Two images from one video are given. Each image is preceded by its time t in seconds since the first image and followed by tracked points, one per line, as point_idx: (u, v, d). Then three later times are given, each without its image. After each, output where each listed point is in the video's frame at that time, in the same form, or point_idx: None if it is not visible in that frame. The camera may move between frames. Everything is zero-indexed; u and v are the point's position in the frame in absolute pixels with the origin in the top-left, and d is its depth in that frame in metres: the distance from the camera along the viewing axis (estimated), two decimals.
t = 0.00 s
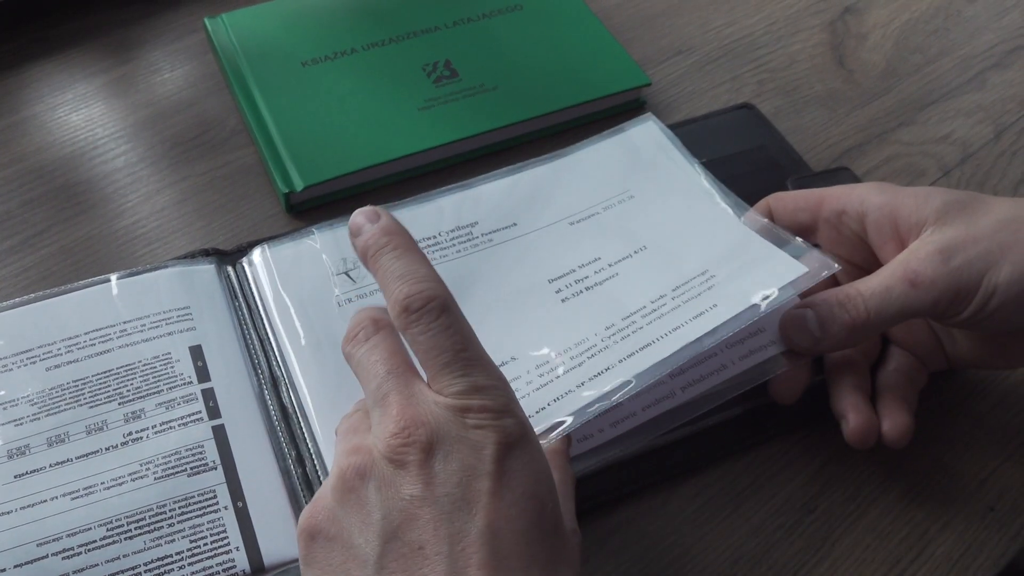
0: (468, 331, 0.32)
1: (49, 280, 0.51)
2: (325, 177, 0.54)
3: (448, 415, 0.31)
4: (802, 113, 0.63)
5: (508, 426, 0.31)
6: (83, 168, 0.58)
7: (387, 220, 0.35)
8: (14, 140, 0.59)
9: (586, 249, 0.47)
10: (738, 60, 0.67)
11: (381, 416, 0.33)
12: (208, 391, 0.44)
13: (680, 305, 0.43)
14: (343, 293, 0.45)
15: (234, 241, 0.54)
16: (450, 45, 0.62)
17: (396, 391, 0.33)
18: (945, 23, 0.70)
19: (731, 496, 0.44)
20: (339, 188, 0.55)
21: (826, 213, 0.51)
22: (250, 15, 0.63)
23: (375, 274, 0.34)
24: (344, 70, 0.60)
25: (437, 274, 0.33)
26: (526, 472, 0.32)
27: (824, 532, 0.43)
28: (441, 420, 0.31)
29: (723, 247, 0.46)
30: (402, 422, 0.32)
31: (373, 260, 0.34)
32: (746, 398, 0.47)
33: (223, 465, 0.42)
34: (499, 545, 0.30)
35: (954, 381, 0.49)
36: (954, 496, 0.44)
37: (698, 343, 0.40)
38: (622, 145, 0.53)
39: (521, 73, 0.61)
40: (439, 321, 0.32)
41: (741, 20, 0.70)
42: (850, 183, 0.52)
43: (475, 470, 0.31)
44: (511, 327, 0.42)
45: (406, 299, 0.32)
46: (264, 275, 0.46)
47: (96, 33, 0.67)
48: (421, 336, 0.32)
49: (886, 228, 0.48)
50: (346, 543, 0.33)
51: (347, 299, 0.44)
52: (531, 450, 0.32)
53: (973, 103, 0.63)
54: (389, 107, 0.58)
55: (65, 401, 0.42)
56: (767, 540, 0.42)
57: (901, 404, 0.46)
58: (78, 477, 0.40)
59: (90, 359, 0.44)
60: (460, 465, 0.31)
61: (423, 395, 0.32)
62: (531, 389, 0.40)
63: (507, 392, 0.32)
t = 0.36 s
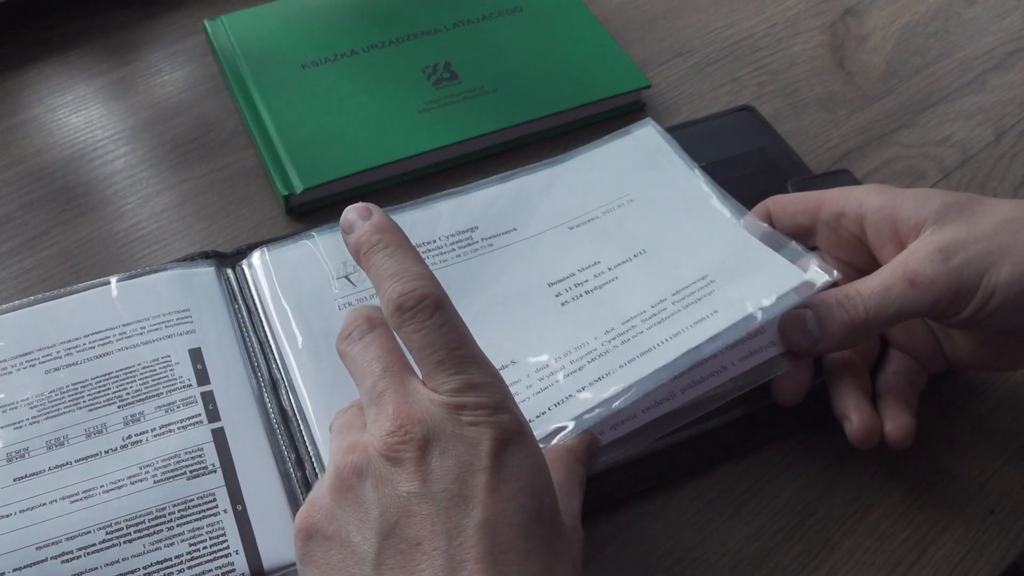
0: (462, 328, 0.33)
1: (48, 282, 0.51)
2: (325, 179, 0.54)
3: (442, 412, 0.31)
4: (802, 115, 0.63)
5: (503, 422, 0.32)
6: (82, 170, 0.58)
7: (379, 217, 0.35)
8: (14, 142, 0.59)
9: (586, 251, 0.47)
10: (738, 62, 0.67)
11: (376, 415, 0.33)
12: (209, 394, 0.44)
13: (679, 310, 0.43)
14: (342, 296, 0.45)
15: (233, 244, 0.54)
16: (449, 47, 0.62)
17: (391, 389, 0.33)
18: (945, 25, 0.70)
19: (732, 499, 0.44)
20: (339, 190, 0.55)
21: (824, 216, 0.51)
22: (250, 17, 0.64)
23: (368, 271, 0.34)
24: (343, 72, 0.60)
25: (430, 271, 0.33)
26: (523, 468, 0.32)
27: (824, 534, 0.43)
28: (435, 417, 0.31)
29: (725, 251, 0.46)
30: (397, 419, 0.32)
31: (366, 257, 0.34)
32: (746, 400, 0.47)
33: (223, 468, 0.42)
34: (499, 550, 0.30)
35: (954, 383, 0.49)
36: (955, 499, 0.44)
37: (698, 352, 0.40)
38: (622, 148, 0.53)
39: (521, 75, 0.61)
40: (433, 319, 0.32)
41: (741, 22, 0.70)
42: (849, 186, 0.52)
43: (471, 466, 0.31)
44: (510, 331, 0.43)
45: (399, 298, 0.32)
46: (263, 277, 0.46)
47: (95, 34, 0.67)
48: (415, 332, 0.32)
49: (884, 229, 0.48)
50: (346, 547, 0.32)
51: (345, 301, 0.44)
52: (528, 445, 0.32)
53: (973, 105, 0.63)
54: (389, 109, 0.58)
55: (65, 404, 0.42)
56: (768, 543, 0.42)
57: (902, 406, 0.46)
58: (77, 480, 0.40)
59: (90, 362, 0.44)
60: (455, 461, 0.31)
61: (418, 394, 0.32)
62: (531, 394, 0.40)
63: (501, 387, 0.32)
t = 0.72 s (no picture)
0: (435, 362, 0.31)
1: (46, 282, 0.51)
2: (324, 179, 0.53)
3: (421, 454, 0.30)
4: (802, 116, 0.63)
5: (483, 459, 0.30)
6: (81, 170, 0.57)
7: (342, 241, 0.33)
8: (12, 141, 0.59)
9: (586, 249, 0.47)
10: (739, 63, 0.67)
11: (349, 458, 0.31)
12: (207, 394, 0.44)
13: (683, 324, 0.43)
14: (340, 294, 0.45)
15: (232, 244, 0.54)
16: (450, 48, 0.62)
17: (364, 430, 0.31)
18: (946, 26, 0.69)
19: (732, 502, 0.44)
20: (338, 190, 0.55)
21: (823, 221, 0.50)
22: (249, 16, 0.63)
23: (335, 302, 0.33)
24: (343, 73, 0.60)
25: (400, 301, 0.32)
26: (503, 504, 0.31)
27: (824, 537, 0.42)
28: (415, 461, 0.30)
29: (727, 262, 0.46)
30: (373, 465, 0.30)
31: (332, 288, 0.33)
32: (746, 403, 0.47)
33: (221, 470, 0.41)
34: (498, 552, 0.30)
35: (954, 386, 0.49)
36: (955, 504, 0.44)
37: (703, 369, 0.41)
38: (624, 143, 0.53)
39: (521, 76, 0.61)
40: (404, 356, 0.30)
41: (742, 22, 0.70)
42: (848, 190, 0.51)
43: (451, 508, 0.30)
44: (509, 330, 0.42)
45: (368, 335, 0.30)
46: (263, 276, 0.46)
47: (94, 34, 0.67)
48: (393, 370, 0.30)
49: (884, 234, 0.48)
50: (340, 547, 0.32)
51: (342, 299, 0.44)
52: (508, 479, 0.31)
53: (975, 107, 0.63)
54: (388, 110, 0.58)
55: (62, 405, 0.42)
56: (767, 547, 0.42)
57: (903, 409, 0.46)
58: (74, 481, 0.40)
59: (87, 363, 0.44)
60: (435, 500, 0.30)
61: (392, 432, 0.31)
62: (530, 396, 0.40)
63: (479, 422, 0.31)
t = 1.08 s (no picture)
0: (479, 348, 0.31)
1: (43, 282, 0.51)
2: (322, 179, 0.53)
3: (459, 437, 0.30)
4: (801, 116, 0.62)
5: (523, 447, 0.30)
6: (78, 170, 0.57)
7: (392, 210, 0.33)
8: (10, 142, 0.59)
9: (584, 250, 0.47)
10: (738, 63, 0.66)
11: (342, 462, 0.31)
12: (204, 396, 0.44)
13: (681, 324, 0.43)
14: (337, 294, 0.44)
15: (230, 245, 0.54)
16: (448, 48, 0.62)
17: (404, 405, 0.31)
18: (946, 26, 0.69)
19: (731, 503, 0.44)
20: (337, 190, 0.55)
21: (822, 221, 0.50)
22: (247, 16, 0.63)
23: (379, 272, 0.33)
24: (341, 73, 0.60)
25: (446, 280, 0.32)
26: (535, 492, 0.30)
27: (823, 539, 0.42)
28: (452, 442, 0.30)
29: (726, 262, 0.46)
30: (409, 440, 0.30)
31: (378, 258, 0.32)
32: (745, 404, 0.46)
33: (218, 472, 0.41)
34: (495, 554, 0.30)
35: (953, 387, 0.49)
36: (955, 506, 0.44)
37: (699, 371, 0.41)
38: (623, 144, 0.53)
39: (519, 76, 0.60)
40: (448, 336, 0.30)
41: (741, 22, 0.70)
42: (847, 191, 0.51)
43: (480, 497, 0.30)
44: (507, 330, 0.42)
45: (414, 311, 0.30)
46: (260, 276, 0.46)
47: (92, 34, 0.67)
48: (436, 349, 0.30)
49: (882, 235, 0.47)
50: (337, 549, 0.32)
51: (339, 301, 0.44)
52: (544, 469, 0.31)
53: (974, 107, 0.63)
54: (386, 110, 0.58)
55: (59, 407, 0.42)
56: (765, 548, 0.42)
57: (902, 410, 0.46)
58: (71, 482, 0.40)
59: (84, 364, 0.44)
60: (467, 485, 0.30)
61: (431, 410, 0.31)
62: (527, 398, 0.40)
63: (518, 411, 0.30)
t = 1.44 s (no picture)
0: (488, 329, 0.33)
1: (42, 282, 0.51)
2: (321, 180, 0.53)
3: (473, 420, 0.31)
4: (801, 116, 0.62)
5: (527, 419, 0.31)
6: (77, 170, 0.57)
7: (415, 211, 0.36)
8: (9, 142, 0.59)
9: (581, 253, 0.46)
10: (738, 63, 0.66)
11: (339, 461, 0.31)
12: (203, 397, 0.44)
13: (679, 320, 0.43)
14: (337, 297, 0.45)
15: (229, 245, 0.54)
16: (447, 48, 0.62)
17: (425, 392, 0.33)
18: (945, 26, 0.69)
19: (730, 503, 0.44)
20: (337, 191, 0.55)
21: (821, 220, 0.50)
22: (246, 16, 0.63)
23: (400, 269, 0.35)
24: (340, 73, 0.60)
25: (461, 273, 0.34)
26: (542, 468, 0.31)
27: (823, 540, 0.42)
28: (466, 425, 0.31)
29: (723, 260, 0.46)
30: (423, 416, 0.32)
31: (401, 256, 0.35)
32: (745, 403, 0.46)
33: (216, 473, 0.41)
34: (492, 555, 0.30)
35: (952, 387, 0.49)
36: (955, 507, 0.44)
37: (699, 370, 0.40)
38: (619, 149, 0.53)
39: (518, 76, 0.60)
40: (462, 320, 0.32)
41: (740, 22, 0.70)
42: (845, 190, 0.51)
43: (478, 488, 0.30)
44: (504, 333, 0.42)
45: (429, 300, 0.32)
46: (259, 277, 0.46)
47: (92, 34, 0.66)
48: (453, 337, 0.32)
49: (882, 234, 0.47)
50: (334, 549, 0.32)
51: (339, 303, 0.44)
52: (552, 448, 0.32)
53: (974, 107, 0.63)
54: (385, 110, 0.58)
55: (57, 407, 0.42)
56: (764, 548, 0.42)
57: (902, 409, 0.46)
58: (69, 482, 0.40)
59: (82, 364, 0.44)
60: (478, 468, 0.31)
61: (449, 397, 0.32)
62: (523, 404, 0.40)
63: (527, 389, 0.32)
